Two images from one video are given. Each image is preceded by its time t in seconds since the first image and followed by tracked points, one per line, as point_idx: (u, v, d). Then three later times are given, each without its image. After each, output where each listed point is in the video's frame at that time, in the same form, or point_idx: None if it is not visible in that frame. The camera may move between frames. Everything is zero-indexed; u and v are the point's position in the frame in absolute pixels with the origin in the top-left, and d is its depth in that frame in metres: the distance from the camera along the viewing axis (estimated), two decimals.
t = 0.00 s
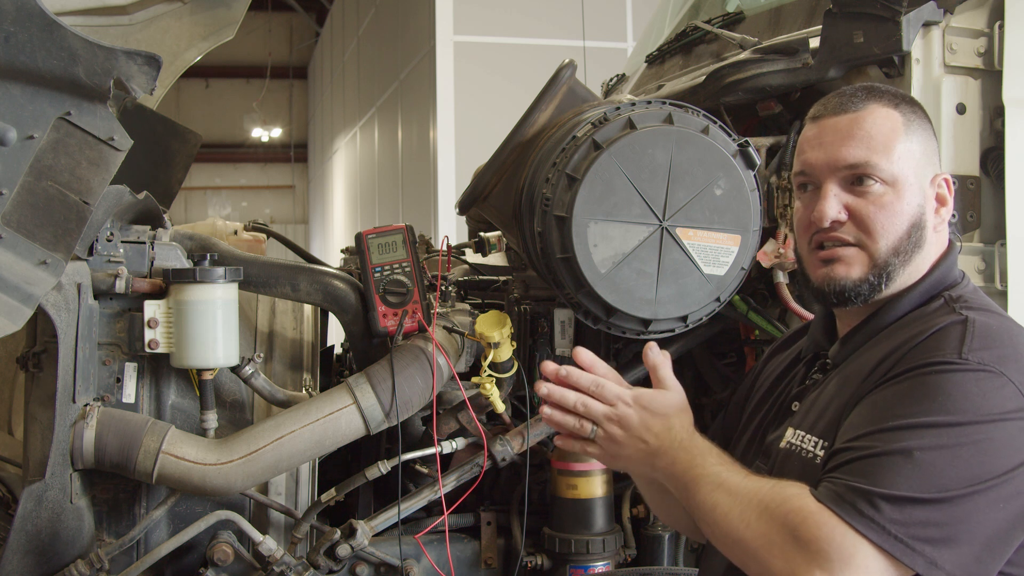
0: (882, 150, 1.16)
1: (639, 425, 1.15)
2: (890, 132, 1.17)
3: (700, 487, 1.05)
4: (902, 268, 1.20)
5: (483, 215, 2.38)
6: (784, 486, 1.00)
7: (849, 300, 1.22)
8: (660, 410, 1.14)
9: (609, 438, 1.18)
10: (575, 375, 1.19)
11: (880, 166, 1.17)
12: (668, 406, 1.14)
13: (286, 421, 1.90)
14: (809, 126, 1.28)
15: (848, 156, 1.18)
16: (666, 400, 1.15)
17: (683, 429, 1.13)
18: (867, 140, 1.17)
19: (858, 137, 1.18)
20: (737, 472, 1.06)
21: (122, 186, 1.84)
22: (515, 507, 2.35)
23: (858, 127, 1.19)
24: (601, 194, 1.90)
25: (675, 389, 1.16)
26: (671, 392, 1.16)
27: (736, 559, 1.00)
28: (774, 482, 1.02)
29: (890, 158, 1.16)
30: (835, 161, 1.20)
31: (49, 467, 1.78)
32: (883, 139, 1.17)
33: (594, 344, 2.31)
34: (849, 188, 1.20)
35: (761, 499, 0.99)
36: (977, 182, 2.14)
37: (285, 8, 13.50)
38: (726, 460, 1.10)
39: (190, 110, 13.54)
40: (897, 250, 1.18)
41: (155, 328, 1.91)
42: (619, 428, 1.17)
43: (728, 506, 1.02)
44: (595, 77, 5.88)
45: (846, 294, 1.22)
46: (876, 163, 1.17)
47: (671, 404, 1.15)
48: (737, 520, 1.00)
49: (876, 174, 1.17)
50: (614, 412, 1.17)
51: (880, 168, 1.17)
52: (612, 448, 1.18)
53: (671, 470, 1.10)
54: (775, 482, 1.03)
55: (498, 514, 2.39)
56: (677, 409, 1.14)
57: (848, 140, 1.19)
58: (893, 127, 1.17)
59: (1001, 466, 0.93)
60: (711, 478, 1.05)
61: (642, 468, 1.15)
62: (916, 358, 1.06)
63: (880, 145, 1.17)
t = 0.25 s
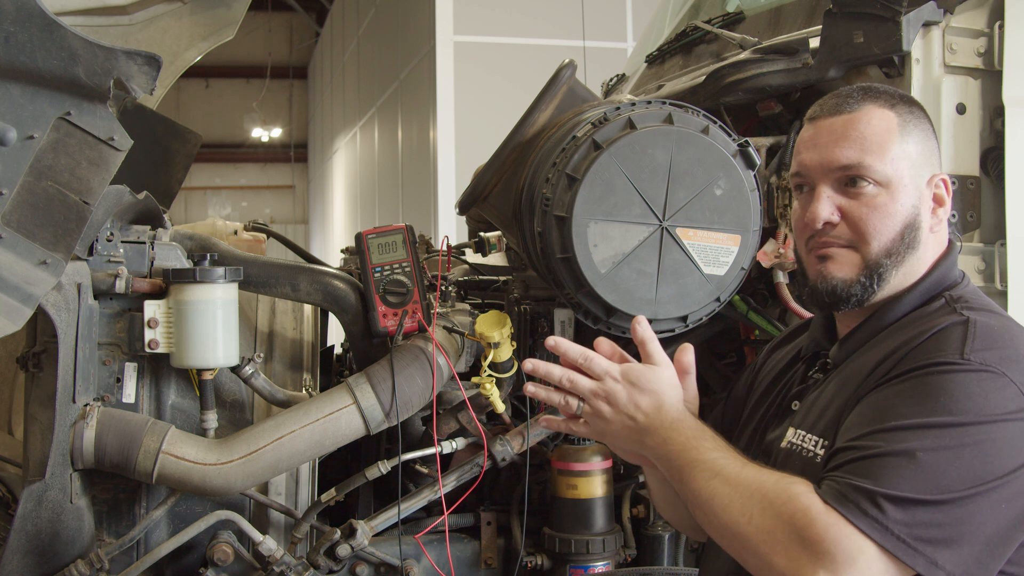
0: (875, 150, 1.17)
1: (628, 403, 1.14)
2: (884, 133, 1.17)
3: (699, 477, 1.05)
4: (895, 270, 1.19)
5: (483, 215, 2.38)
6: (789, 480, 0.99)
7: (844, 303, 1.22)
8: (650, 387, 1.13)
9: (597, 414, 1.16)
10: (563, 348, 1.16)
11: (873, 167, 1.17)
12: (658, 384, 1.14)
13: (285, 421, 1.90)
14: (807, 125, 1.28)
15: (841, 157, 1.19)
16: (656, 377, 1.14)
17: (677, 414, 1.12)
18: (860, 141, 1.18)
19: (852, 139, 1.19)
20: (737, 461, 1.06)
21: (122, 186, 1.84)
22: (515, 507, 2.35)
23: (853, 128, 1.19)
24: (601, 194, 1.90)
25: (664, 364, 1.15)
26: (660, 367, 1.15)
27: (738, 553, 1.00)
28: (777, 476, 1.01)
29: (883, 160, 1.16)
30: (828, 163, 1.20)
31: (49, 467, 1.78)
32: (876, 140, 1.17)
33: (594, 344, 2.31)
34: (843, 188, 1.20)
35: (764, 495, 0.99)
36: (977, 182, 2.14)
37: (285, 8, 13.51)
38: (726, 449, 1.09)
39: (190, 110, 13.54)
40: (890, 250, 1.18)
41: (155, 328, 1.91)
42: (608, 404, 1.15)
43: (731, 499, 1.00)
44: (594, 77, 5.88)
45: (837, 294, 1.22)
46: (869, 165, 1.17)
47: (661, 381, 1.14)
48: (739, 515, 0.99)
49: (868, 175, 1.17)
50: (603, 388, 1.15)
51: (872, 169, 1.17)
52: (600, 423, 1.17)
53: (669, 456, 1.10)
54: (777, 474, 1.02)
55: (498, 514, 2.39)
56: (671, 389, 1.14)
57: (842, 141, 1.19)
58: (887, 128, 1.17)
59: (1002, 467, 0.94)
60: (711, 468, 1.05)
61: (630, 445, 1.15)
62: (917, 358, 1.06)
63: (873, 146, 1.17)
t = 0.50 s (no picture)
0: (826, 162, 1.18)
1: (646, 411, 1.09)
2: (837, 143, 1.17)
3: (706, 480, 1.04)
4: (854, 279, 1.21)
5: (482, 215, 2.38)
6: (794, 486, 1.00)
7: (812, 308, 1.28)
8: (670, 395, 1.09)
9: (614, 424, 1.11)
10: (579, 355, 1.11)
11: (821, 179, 1.19)
12: (678, 392, 1.09)
13: (286, 421, 1.90)
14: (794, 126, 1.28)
15: (801, 168, 1.22)
16: (676, 385, 1.09)
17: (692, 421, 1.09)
18: (816, 152, 1.20)
19: (811, 148, 1.20)
20: (744, 467, 1.05)
21: (122, 186, 1.84)
22: (515, 507, 2.35)
23: (816, 137, 1.20)
24: (601, 194, 1.90)
25: (684, 374, 1.11)
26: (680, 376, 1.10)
27: (744, 559, 0.99)
28: (783, 482, 1.01)
29: (833, 170, 1.17)
30: (791, 172, 1.23)
31: (48, 467, 1.78)
32: (828, 151, 1.18)
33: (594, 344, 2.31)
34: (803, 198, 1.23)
35: (770, 501, 0.98)
36: (977, 182, 2.14)
37: (285, 8, 13.51)
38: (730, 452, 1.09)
39: (190, 110, 13.54)
40: (844, 260, 1.20)
41: (155, 328, 1.91)
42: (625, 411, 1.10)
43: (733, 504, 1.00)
44: (595, 77, 5.88)
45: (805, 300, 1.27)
46: (818, 177, 1.19)
47: (682, 390, 1.10)
48: (744, 520, 0.99)
49: (817, 186, 1.19)
50: (620, 397, 1.10)
51: (821, 181, 1.19)
52: (616, 433, 1.12)
53: (682, 463, 1.06)
54: (782, 479, 1.02)
55: (498, 514, 2.39)
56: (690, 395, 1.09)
57: (804, 151, 1.21)
58: (846, 137, 1.17)
59: (1004, 471, 0.94)
60: (716, 474, 1.04)
61: (647, 456, 1.10)
62: (920, 360, 1.06)
63: (824, 157, 1.18)
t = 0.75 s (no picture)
0: (791, 169, 1.27)
1: (623, 422, 1.17)
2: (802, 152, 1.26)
3: (696, 494, 1.07)
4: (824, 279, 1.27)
5: (483, 215, 2.38)
6: (789, 492, 1.00)
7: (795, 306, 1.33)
8: (646, 406, 1.17)
9: (596, 437, 1.20)
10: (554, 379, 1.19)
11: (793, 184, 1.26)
12: (652, 401, 1.17)
13: (286, 421, 1.90)
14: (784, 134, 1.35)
15: (777, 173, 1.30)
16: (648, 394, 1.17)
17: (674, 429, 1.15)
18: (789, 160, 1.27)
19: (785, 157, 1.29)
20: (736, 472, 1.08)
21: (122, 186, 1.84)
22: (515, 507, 2.35)
23: (793, 144, 1.28)
24: (601, 194, 1.90)
25: (656, 381, 1.19)
26: (652, 385, 1.18)
27: (740, 563, 1.01)
28: (778, 488, 1.02)
29: (802, 177, 1.25)
30: (773, 177, 1.31)
31: (48, 467, 1.78)
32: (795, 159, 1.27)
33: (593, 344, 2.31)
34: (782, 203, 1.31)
35: (767, 508, 0.99)
36: (977, 182, 2.14)
37: (285, 8, 13.50)
38: (731, 464, 1.11)
39: (190, 110, 13.53)
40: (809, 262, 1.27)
41: (155, 328, 1.91)
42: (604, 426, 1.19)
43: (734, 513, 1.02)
44: (595, 77, 5.88)
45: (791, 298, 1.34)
46: (790, 182, 1.27)
47: (655, 398, 1.17)
48: (740, 527, 1.00)
49: (785, 192, 1.28)
50: (597, 413, 1.19)
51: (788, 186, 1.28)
52: (599, 445, 1.21)
53: (671, 472, 1.11)
54: (778, 486, 1.03)
55: (498, 514, 2.39)
56: (664, 403, 1.17)
57: (781, 158, 1.29)
58: (812, 145, 1.24)
59: (1003, 475, 0.94)
60: (708, 483, 1.07)
61: (631, 462, 1.18)
62: (918, 363, 1.05)
63: (792, 165, 1.27)
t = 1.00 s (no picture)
0: (882, 147, 1.16)
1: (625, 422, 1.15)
2: (888, 131, 1.17)
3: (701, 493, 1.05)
4: (903, 268, 1.19)
5: (483, 215, 2.38)
6: (796, 490, 0.99)
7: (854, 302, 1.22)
8: (648, 407, 1.15)
9: (597, 438, 1.18)
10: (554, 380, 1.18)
11: (880, 163, 1.16)
12: (655, 402, 1.15)
13: (285, 421, 1.90)
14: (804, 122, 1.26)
15: (849, 154, 1.17)
16: (651, 394, 1.15)
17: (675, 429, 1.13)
18: (867, 139, 1.17)
19: (858, 136, 1.17)
20: (740, 472, 1.06)
21: (122, 186, 1.84)
22: (515, 507, 2.35)
23: (858, 125, 1.18)
24: (601, 194, 1.90)
25: (657, 381, 1.16)
26: (654, 385, 1.16)
27: (748, 564, 1.00)
28: (783, 487, 1.01)
29: (889, 156, 1.16)
30: (836, 159, 1.19)
31: (48, 467, 1.78)
32: (882, 137, 1.17)
33: (593, 344, 2.31)
34: (847, 186, 1.19)
35: (775, 506, 0.98)
36: (977, 182, 2.14)
37: (285, 8, 13.51)
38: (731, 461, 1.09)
39: (190, 110, 13.54)
40: (898, 249, 1.18)
41: (155, 328, 1.91)
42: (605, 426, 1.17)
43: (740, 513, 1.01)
44: (594, 77, 5.88)
45: (848, 294, 1.21)
46: (876, 161, 1.16)
47: (658, 398, 1.15)
48: (748, 527, 0.99)
49: (875, 171, 1.16)
50: (598, 413, 1.17)
51: (879, 166, 1.16)
52: (600, 446, 1.19)
53: (673, 472, 1.10)
54: (784, 484, 1.02)
55: (498, 514, 2.39)
56: (666, 403, 1.15)
57: (848, 139, 1.18)
58: (890, 126, 1.17)
59: (1007, 468, 0.93)
60: (713, 482, 1.05)
61: (633, 463, 1.17)
62: (920, 359, 1.05)
63: (879, 142, 1.16)
